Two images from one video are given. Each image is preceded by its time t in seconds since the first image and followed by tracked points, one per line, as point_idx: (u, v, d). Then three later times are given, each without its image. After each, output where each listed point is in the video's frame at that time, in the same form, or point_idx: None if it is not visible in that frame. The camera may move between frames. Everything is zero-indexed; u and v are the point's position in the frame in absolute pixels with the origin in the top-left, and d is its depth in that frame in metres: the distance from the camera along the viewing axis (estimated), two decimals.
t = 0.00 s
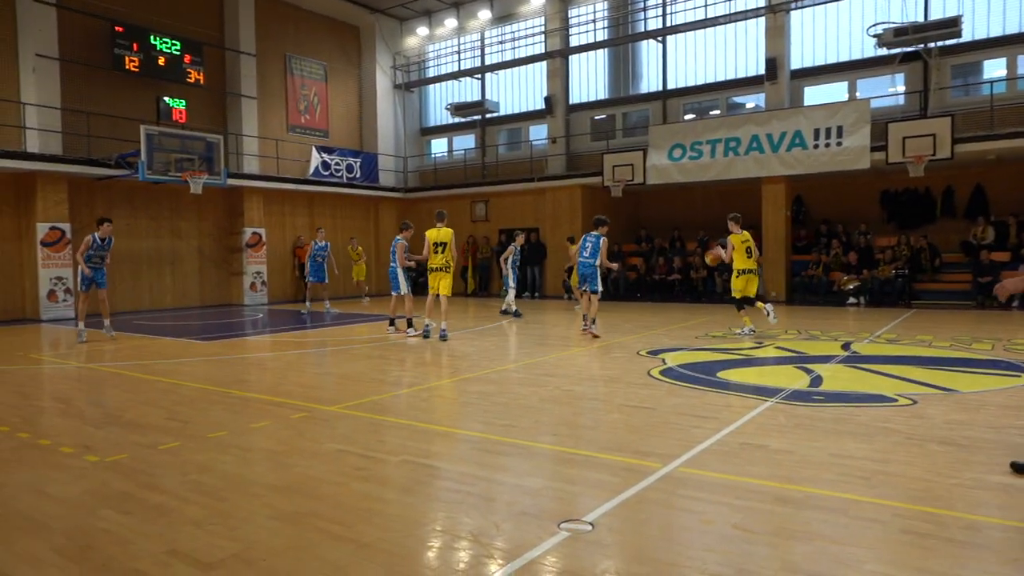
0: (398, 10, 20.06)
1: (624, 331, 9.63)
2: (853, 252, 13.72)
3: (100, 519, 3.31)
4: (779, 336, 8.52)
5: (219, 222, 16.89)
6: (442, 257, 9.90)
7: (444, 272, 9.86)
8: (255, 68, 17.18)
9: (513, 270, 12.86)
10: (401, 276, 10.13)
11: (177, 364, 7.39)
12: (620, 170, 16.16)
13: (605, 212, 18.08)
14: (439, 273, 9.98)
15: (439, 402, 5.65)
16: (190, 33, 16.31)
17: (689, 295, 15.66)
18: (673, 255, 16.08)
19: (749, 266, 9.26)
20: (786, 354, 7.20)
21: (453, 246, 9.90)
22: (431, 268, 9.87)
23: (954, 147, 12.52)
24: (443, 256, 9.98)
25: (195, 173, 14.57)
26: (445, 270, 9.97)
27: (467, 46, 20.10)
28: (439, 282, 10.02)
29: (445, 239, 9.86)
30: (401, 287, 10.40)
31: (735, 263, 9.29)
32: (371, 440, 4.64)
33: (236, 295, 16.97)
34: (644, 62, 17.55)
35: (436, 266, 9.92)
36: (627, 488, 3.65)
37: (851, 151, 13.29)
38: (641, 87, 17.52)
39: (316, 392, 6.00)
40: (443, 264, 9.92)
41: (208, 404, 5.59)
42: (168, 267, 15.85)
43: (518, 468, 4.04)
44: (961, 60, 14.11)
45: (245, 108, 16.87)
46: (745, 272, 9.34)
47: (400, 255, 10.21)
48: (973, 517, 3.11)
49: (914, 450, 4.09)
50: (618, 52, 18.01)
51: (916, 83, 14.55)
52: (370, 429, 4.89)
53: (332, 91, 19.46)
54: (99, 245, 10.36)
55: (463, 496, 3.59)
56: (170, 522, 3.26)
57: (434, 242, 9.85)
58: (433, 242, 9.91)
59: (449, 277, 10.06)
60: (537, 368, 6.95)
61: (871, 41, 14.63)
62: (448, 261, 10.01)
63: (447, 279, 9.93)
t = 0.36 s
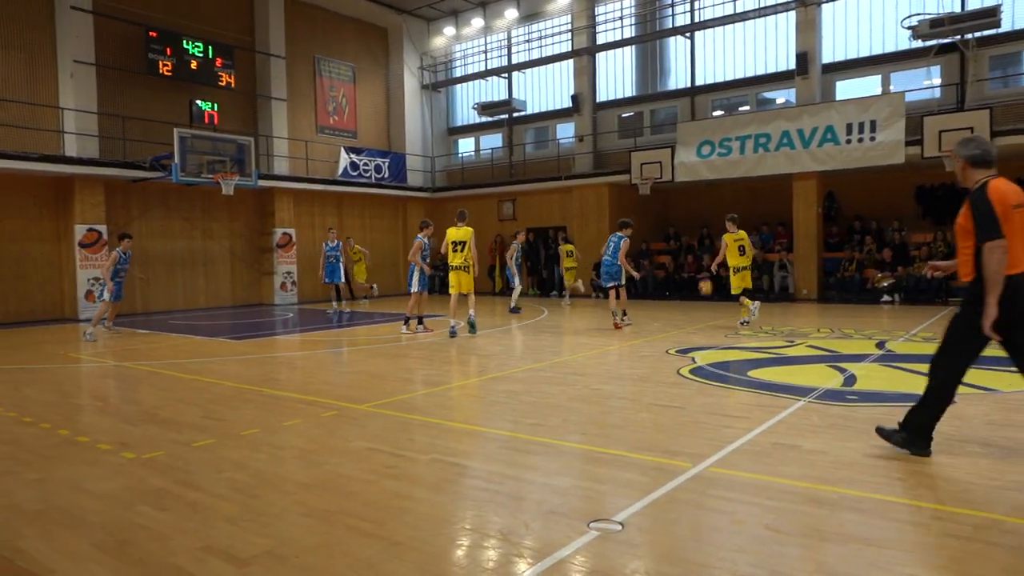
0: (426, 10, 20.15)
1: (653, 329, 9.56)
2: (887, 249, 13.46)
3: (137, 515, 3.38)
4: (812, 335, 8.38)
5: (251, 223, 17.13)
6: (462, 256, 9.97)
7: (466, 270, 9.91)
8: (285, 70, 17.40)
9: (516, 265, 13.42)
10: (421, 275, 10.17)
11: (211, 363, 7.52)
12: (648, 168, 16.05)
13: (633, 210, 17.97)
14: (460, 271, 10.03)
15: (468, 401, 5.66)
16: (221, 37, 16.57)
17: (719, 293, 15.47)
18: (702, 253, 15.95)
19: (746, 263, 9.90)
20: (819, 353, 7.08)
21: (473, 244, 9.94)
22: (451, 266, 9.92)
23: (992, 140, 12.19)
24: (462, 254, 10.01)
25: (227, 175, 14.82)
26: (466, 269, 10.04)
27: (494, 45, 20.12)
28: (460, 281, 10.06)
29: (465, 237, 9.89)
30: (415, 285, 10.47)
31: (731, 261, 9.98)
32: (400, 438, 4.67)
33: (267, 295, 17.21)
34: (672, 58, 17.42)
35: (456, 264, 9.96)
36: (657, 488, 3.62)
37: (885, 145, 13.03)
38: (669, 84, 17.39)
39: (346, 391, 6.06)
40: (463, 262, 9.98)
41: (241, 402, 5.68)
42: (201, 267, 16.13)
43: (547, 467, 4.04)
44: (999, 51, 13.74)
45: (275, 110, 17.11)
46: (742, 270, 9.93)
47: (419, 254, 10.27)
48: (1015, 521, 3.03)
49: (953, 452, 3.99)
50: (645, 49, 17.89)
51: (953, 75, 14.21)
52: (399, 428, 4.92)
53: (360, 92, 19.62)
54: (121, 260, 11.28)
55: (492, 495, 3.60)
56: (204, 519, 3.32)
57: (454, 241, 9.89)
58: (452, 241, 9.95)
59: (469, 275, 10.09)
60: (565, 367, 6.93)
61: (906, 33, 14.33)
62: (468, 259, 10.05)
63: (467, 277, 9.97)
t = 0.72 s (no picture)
0: (446, 12, 20.25)
1: (671, 332, 9.50)
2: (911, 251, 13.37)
3: (158, 511, 3.41)
4: (833, 339, 8.28)
5: (271, 222, 17.28)
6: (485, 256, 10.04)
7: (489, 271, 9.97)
8: (306, 72, 17.53)
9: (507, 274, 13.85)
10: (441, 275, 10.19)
11: (231, 361, 7.59)
12: (667, 169, 15.97)
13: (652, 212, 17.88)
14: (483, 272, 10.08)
15: (486, 402, 5.66)
16: (243, 38, 16.73)
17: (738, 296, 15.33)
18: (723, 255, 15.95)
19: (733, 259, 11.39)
20: (841, 357, 6.99)
21: (493, 244, 10.00)
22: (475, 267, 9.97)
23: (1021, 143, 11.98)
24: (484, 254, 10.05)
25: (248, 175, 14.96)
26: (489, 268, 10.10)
27: (514, 46, 20.15)
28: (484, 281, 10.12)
29: (486, 238, 9.95)
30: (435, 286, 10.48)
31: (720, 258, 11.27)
32: (418, 439, 4.68)
33: (287, 294, 17.36)
34: (693, 59, 17.34)
35: (479, 264, 10.00)
36: (674, 492, 3.60)
37: (909, 147, 12.87)
38: (689, 85, 17.30)
39: (363, 391, 6.08)
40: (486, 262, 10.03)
41: (260, 401, 5.73)
42: (221, 265, 16.30)
43: (565, 469, 4.02)
44: None
45: (296, 110, 17.24)
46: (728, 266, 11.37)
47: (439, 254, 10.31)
48: None
49: (979, 459, 3.92)
50: (666, 50, 17.81)
51: (980, 76, 13.98)
52: (417, 428, 4.93)
53: (381, 93, 19.73)
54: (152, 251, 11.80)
55: (510, 497, 3.59)
56: (224, 516, 3.35)
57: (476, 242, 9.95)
58: (473, 241, 10.00)
59: (493, 274, 10.16)
60: (582, 369, 6.90)
61: (931, 33, 14.13)
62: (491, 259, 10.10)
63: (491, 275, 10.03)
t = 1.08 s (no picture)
0: (457, 14, 20.30)
1: (684, 333, 9.48)
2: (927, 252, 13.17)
3: (174, 512, 3.44)
4: (848, 340, 8.22)
5: (285, 224, 17.37)
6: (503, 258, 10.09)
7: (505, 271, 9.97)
8: (318, 74, 17.61)
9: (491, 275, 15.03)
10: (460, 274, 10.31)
11: (245, 363, 7.63)
12: (679, 170, 15.92)
13: (664, 213, 17.84)
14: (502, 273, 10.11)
15: (499, 403, 5.66)
16: (256, 42, 16.85)
17: (751, 298, 15.28)
18: (735, 257, 15.81)
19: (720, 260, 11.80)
20: (856, 359, 6.93)
21: (511, 245, 10.02)
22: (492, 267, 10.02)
23: None
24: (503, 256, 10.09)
25: (261, 177, 15.05)
26: (508, 270, 10.09)
27: (525, 48, 20.15)
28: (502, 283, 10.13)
29: (504, 239, 9.99)
30: (457, 286, 10.53)
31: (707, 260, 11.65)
32: (431, 440, 4.69)
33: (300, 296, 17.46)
34: (705, 60, 17.29)
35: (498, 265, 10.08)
36: (689, 493, 3.58)
37: (924, 147, 12.77)
38: (701, 85, 17.25)
39: (376, 392, 6.11)
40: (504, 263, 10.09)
41: (274, 402, 5.76)
42: (235, 268, 16.39)
43: (578, 471, 4.02)
44: None
45: (309, 113, 17.33)
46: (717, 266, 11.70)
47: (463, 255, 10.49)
48: None
49: (996, 461, 3.88)
50: (678, 50, 17.77)
51: (996, 75, 13.84)
52: (429, 429, 4.94)
53: (393, 95, 19.80)
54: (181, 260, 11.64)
55: (523, 498, 3.59)
56: (239, 517, 3.36)
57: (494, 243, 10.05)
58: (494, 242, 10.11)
59: (511, 276, 10.12)
60: (595, 371, 6.89)
61: (946, 32, 14.01)
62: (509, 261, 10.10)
63: (510, 276, 10.03)
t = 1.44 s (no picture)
0: (454, 15, 20.36)
1: (683, 333, 9.48)
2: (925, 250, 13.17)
3: (174, 514, 3.43)
4: (847, 338, 8.22)
5: (283, 227, 17.36)
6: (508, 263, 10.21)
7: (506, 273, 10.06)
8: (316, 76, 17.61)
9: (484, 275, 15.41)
10: (472, 273, 10.48)
11: (243, 365, 7.62)
12: (677, 169, 15.94)
13: (662, 213, 17.85)
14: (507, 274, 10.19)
15: (500, 404, 5.66)
16: (254, 45, 16.85)
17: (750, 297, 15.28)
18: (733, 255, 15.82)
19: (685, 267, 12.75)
20: (855, 357, 6.94)
21: (517, 248, 10.06)
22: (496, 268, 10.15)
23: None
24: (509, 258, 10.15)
25: (260, 180, 15.05)
26: (512, 273, 10.14)
27: (522, 48, 20.14)
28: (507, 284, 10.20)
29: (509, 242, 10.03)
30: (474, 286, 10.61)
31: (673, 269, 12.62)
32: (431, 441, 4.69)
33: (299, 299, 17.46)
34: (702, 59, 17.31)
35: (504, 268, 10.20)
36: (689, 493, 3.58)
37: (922, 145, 12.79)
38: (698, 85, 17.27)
39: (375, 393, 6.10)
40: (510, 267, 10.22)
41: (273, 404, 5.75)
42: (234, 271, 16.37)
43: (578, 471, 4.02)
44: None
45: (306, 115, 17.33)
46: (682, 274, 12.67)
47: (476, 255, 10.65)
48: None
49: (996, 459, 3.88)
50: (675, 50, 17.79)
51: (993, 73, 13.86)
52: (429, 431, 4.93)
53: (390, 97, 19.82)
54: (177, 259, 11.52)
55: (523, 498, 3.59)
56: (239, 519, 3.36)
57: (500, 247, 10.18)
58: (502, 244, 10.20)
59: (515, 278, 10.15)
60: (594, 370, 6.89)
61: (943, 30, 14.03)
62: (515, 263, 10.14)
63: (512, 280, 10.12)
